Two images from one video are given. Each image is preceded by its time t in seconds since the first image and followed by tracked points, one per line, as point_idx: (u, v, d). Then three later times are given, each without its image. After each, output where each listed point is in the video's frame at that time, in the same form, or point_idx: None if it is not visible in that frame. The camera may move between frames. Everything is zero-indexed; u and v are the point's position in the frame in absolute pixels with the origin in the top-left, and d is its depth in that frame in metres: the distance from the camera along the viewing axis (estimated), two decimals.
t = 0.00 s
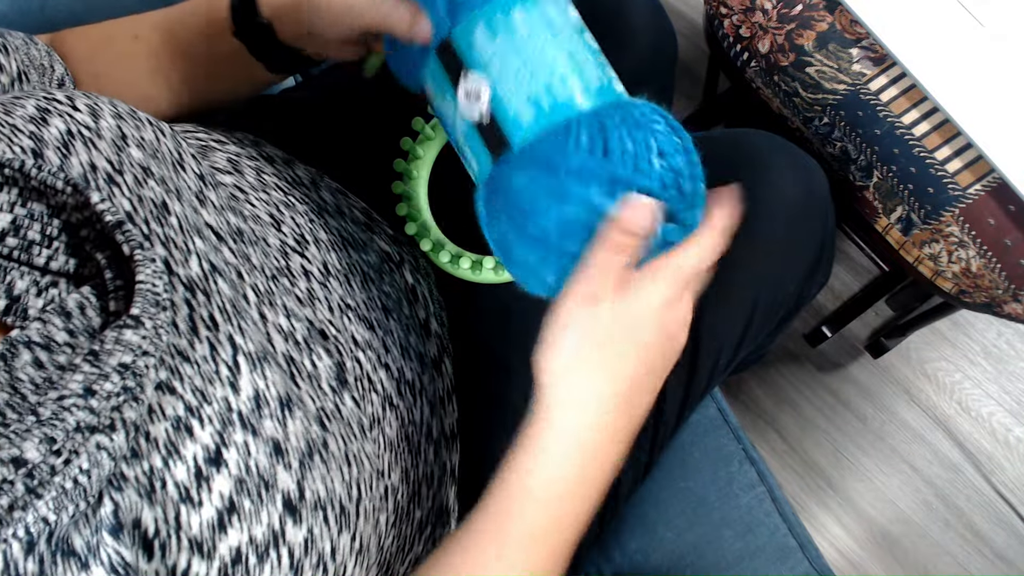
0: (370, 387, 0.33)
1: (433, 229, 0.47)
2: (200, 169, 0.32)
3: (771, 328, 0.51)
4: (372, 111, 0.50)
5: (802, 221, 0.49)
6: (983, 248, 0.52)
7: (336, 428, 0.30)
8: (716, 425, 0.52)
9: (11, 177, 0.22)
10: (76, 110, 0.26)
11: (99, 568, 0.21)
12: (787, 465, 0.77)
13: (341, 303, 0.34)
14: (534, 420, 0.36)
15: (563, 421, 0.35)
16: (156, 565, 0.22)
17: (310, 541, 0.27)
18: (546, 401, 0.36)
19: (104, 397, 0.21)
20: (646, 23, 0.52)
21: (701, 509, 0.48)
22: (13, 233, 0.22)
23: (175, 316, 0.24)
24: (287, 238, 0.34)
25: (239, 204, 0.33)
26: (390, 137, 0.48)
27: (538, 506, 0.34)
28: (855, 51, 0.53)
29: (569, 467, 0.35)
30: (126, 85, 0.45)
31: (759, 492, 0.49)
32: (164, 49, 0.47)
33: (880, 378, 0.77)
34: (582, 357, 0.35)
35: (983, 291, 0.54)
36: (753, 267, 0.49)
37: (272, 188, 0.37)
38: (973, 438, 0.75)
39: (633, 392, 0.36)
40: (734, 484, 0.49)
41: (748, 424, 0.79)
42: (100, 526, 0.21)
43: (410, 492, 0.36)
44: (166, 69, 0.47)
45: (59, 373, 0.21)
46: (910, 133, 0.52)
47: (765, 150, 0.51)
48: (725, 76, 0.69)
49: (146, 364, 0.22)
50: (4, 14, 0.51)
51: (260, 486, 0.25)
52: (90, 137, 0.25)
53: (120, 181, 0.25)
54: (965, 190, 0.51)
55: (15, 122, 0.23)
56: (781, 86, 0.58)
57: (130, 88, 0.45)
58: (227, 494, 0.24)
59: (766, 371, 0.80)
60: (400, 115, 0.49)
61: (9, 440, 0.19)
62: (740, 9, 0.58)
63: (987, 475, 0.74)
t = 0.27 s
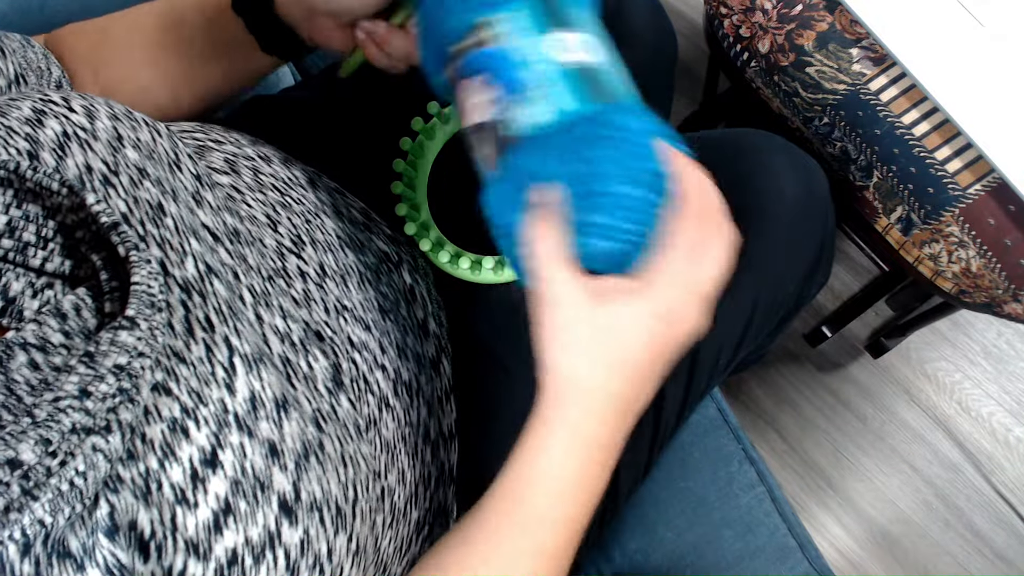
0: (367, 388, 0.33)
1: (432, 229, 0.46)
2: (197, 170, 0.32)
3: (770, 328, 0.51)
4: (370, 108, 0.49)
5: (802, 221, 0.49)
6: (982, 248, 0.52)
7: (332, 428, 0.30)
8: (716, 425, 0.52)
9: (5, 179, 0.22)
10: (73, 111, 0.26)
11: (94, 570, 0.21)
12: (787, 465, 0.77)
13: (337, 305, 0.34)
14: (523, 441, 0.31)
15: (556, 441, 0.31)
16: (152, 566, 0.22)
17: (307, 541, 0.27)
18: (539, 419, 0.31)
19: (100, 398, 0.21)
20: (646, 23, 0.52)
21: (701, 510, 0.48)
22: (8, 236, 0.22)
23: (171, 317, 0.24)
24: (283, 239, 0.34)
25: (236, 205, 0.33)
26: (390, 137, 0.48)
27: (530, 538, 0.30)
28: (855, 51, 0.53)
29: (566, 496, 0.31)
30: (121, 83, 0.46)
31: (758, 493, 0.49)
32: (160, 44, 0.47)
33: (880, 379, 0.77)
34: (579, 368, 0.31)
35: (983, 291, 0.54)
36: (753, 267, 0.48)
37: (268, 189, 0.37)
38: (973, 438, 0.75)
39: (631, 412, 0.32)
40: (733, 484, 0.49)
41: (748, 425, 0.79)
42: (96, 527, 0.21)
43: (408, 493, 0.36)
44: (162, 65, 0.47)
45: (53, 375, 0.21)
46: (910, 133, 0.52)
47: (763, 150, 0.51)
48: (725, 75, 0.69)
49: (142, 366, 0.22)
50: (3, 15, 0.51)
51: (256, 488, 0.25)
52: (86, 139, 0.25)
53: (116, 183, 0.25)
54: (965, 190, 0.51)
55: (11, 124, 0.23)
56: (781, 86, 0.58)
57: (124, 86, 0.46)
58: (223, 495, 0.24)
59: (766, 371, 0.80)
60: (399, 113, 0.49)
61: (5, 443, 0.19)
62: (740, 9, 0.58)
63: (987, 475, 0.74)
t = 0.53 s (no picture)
0: (368, 387, 0.33)
1: (433, 228, 0.46)
2: (200, 170, 0.32)
3: (771, 328, 0.51)
4: (372, 108, 0.50)
5: (804, 220, 0.50)
6: (983, 248, 0.52)
7: (335, 427, 0.30)
8: (716, 424, 0.52)
9: (7, 177, 0.22)
10: (76, 111, 0.26)
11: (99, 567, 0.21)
12: (787, 465, 0.77)
13: (339, 304, 0.34)
14: (573, 437, 0.34)
15: (609, 442, 0.34)
16: (157, 562, 0.22)
17: (310, 540, 0.27)
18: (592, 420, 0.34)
19: (104, 396, 0.21)
20: (646, 22, 0.52)
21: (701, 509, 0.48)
22: (11, 234, 0.22)
23: (174, 316, 0.24)
24: (285, 239, 0.34)
25: (238, 205, 0.33)
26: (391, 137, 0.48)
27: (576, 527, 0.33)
28: (855, 51, 0.53)
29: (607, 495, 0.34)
30: (115, 82, 0.46)
31: (759, 492, 0.49)
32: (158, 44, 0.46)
33: (880, 378, 0.77)
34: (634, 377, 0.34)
35: (983, 291, 0.54)
36: (753, 267, 0.49)
37: (270, 189, 0.37)
38: (973, 438, 0.75)
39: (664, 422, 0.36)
40: (734, 484, 0.49)
41: (748, 424, 0.79)
42: (100, 524, 0.21)
43: (409, 493, 0.36)
44: (160, 67, 0.47)
45: (58, 373, 0.21)
46: (910, 133, 0.52)
47: (763, 150, 0.51)
48: (725, 76, 0.69)
49: (145, 364, 0.22)
50: (3, 14, 0.51)
51: (260, 485, 0.25)
52: (88, 138, 0.25)
53: (119, 182, 0.25)
54: (966, 190, 0.51)
55: (14, 123, 0.23)
56: (781, 86, 0.58)
57: (119, 87, 0.46)
58: (227, 492, 0.24)
59: (766, 371, 0.80)
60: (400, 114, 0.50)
61: (9, 439, 0.19)
62: (740, 9, 0.58)
63: (987, 475, 0.75)
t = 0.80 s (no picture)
0: (366, 388, 0.33)
1: (432, 229, 0.46)
2: (198, 170, 0.32)
3: (771, 328, 0.51)
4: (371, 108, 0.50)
5: (804, 220, 0.50)
6: (983, 248, 0.52)
7: (333, 428, 0.30)
8: (716, 425, 0.52)
9: (4, 178, 0.22)
10: (74, 111, 0.26)
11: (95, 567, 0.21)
12: (787, 465, 0.77)
13: (337, 305, 0.34)
14: (552, 428, 0.34)
15: (587, 431, 0.34)
16: (153, 564, 0.22)
17: (307, 541, 0.27)
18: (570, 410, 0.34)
19: (100, 397, 0.21)
20: (645, 22, 0.52)
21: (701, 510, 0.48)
22: (8, 235, 0.22)
23: (171, 317, 0.24)
24: (283, 240, 0.34)
25: (236, 206, 0.33)
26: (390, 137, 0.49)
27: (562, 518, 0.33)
28: (855, 51, 0.53)
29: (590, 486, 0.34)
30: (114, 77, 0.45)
31: (758, 492, 0.49)
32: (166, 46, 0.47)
33: (880, 379, 0.77)
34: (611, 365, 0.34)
35: (983, 291, 0.54)
36: (752, 267, 0.49)
37: (268, 189, 0.37)
38: (973, 438, 0.75)
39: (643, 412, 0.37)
40: (734, 485, 0.49)
41: (748, 424, 0.79)
42: (96, 526, 0.21)
43: (407, 493, 0.36)
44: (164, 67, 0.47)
45: (54, 373, 0.21)
46: (910, 133, 0.52)
47: (762, 150, 0.51)
48: (725, 75, 0.69)
49: (142, 364, 0.22)
50: (3, 15, 0.51)
51: (257, 487, 0.25)
52: (86, 138, 0.25)
53: (117, 183, 0.25)
54: (965, 190, 0.51)
55: (12, 124, 0.23)
56: (781, 86, 0.58)
57: (117, 80, 0.45)
58: (224, 494, 0.24)
59: (766, 371, 0.80)
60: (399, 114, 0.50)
61: (5, 441, 0.19)
62: (739, 9, 0.58)
63: (987, 475, 0.74)
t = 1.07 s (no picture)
0: (367, 388, 0.33)
1: (433, 228, 0.47)
2: (199, 171, 0.32)
3: (772, 328, 0.51)
4: (371, 105, 0.49)
5: (805, 219, 0.50)
6: (983, 248, 0.52)
7: (335, 428, 0.30)
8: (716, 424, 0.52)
9: (7, 177, 0.22)
10: (76, 111, 0.26)
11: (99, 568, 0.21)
12: (787, 465, 0.77)
13: (338, 305, 0.34)
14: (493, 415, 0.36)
15: (516, 408, 0.35)
16: (156, 563, 0.22)
17: (310, 540, 0.27)
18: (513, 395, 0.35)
19: (104, 397, 0.21)
20: (644, 22, 0.52)
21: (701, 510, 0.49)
22: (11, 234, 0.22)
23: (174, 316, 0.24)
24: (284, 240, 0.34)
25: (237, 205, 0.33)
26: (391, 137, 0.48)
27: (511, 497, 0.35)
28: (855, 51, 0.53)
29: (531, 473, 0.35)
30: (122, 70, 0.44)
31: (758, 492, 0.50)
32: (180, 56, 0.47)
33: (880, 379, 0.77)
34: (547, 352, 0.33)
35: (983, 291, 0.54)
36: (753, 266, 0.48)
37: (268, 189, 0.37)
38: (973, 438, 0.75)
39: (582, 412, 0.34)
40: (734, 484, 0.50)
41: (748, 425, 0.79)
42: (100, 524, 0.21)
43: (408, 492, 0.36)
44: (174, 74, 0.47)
45: (58, 373, 0.21)
46: (910, 133, 0.52)
47: (763, 150, 0.51)
48: (725, 76, 0.69)
49: (145, 364, 0.22)
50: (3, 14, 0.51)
51: (259, 486, 0.25)
52: (89, 138, 0.25)
53: (119, 182, 0.25)
54: (965, 190, 0.51)
55: (15, 123, 0.23)
56: (781, 86, 0.58)
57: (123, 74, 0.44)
58: (227, 493, 0.24)
59: (766, 371, 0.80)
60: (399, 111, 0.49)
61: (9, 440, 0.19)
62: (740, 9, 0.58)
63: (987, 475, 0.74)
